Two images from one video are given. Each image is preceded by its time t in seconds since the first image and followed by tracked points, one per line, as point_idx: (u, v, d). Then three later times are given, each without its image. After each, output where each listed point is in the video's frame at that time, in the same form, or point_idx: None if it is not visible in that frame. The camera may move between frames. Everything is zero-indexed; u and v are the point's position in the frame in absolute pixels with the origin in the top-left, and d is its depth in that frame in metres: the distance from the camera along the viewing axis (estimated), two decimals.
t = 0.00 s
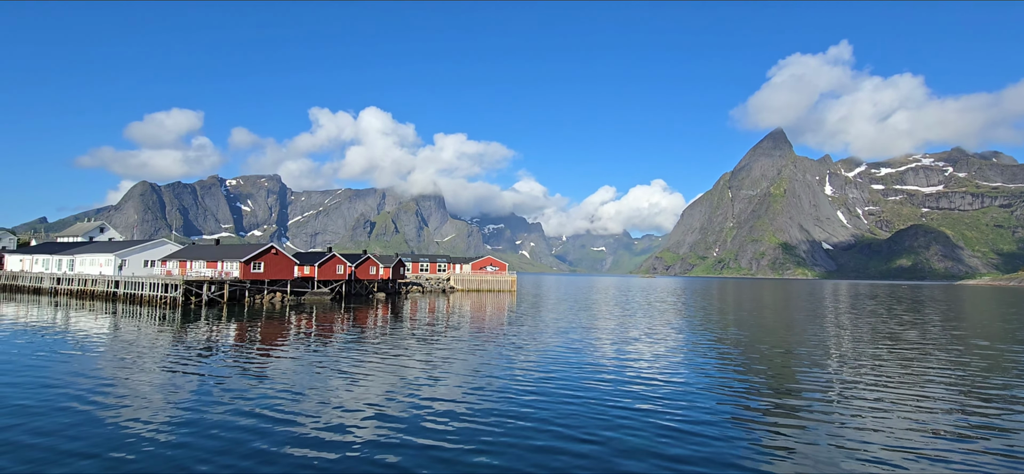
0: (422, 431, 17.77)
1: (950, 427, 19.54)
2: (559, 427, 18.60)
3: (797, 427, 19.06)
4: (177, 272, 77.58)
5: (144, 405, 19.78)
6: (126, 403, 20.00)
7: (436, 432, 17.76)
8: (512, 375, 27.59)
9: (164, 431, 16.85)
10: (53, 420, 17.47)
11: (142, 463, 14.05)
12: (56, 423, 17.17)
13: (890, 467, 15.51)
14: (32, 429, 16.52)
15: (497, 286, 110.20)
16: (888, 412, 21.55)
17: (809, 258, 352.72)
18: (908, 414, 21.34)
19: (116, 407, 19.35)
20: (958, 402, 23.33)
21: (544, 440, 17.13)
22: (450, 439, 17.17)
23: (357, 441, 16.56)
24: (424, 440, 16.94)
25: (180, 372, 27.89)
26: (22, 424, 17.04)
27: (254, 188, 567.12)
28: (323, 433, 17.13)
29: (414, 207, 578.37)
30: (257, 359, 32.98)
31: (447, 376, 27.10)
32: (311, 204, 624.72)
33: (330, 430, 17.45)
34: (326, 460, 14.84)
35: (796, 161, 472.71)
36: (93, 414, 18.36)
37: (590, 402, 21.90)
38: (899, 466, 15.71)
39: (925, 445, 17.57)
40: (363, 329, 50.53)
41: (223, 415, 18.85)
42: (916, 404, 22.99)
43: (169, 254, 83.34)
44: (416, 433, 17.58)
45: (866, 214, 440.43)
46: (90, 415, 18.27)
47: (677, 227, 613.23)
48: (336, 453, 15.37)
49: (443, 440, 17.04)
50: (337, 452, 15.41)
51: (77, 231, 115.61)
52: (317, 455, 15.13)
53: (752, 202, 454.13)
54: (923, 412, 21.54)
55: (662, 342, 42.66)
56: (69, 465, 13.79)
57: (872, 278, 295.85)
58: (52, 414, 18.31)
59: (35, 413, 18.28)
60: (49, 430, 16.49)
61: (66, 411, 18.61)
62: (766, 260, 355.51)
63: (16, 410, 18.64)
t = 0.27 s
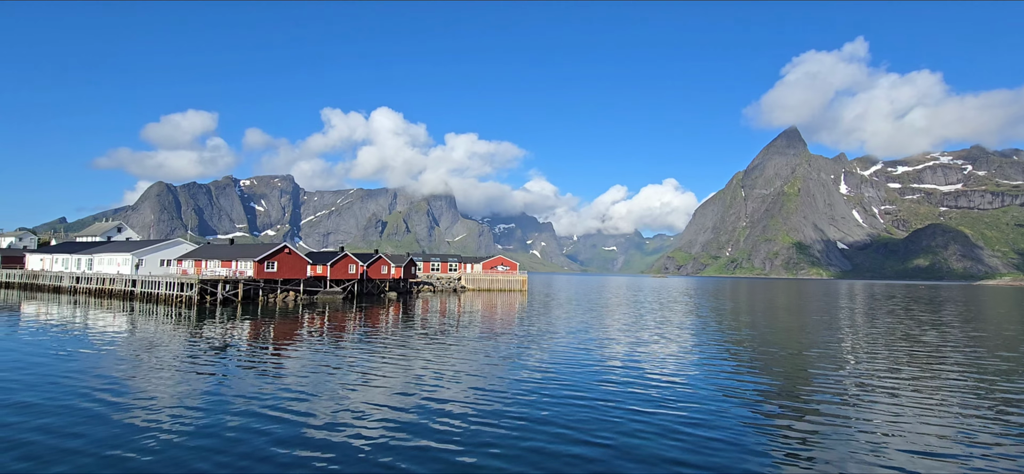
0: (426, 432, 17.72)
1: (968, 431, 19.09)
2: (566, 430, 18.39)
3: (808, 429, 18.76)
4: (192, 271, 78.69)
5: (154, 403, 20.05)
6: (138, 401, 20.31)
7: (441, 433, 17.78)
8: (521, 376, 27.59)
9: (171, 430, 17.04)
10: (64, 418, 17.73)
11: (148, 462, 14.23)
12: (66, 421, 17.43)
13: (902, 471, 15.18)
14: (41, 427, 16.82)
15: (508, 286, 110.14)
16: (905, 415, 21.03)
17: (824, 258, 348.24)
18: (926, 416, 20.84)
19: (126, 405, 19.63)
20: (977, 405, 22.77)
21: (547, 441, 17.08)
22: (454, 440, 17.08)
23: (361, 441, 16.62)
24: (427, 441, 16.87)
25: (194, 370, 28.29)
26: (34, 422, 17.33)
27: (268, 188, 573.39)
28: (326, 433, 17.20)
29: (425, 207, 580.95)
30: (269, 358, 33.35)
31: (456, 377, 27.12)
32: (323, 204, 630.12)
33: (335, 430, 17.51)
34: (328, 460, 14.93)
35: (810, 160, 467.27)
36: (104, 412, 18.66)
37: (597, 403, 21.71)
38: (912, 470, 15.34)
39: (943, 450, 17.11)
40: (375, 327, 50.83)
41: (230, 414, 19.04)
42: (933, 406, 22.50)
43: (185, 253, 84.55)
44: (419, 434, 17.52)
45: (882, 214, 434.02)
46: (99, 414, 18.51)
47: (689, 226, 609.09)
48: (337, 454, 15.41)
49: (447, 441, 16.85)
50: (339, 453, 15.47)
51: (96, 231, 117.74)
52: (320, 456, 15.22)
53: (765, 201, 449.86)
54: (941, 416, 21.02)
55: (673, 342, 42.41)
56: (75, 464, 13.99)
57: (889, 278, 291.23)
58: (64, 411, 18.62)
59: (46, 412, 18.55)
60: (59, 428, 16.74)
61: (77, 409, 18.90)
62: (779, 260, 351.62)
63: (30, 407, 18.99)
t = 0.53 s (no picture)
0: (439, 433, 17.67)
1: (990, 436, 18.60)
2: (578, 431, 18.22)
3: (824, 433, 18.40)
4: (209, 271, 79.81)
5: (167, 401, 20.28)
6: (151, 399, 20.56)
7: (448, 434, 17.73)
8: (533, 376, 27.50)
9: (181, 428, 17.19)
10: (79, 416, 18.01)
11: (157, 460, 14.32)
12: (80, 419, 17.64)
13: None
14: (55, 423, 17.12)
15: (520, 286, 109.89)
16: (925, 419, 20.56)
17: (840, 258, 343.17)
18: (946, 421, 20.38)
19: (140, 403, 19.89)
20: (1001, 409, 22.16)
21: (555, 444, 16.92)
22: (467, 441, 16.98)
23: (368, 443, 16.60)
24: (440, 443, 16.82)
25: (211, 368, 28.66)
26: (48, 418, 17.59)
27: (282, 189, 579.63)
28: (334, 434, 17.23)
29: (437, 207, 583.17)
30: (284, 356, 33.75)
31: (468, 377, 27.11)
32: (336, 204, 635.14)
33: (344, 431, 17.51)
34: (334, 461, 14.91)
35: (826, 159, 461.15)
36: (117, 410, 18.89)
37: (611, 405, 21.51)
38: None
39: (964, 455, 16.68)
40: (387, 327, 51.08)
41: (242, 413, 19.24)
42: (954, 411, 21.95)
43: (201, 253, 85.77)
44: (432, 435, 17.45)
45: (900, 213, 426.61)
46: (111, 412, 18.72)
47: (702, 226, 604.16)
48: (343, 455, 15.42)
49: (459, 443, 16.79)
50: (344, 454, 15.46)
51: (115, 231, 119.95)
52: (326, 456, 15.22)
53: (779, 200, 444.66)
54: (962, 420, 20.52)
55: (687, 344, 42.00)
56: (85, 461, 14.13)
57: (907, 278, 286.04)
58: (79, 409, 18.90)
59: (62, 409, 18.87)
60: (73, 425, 16.99)
61: (91, 407, 19.18)
62: (794, 260, 347.25)
63: (45, 404, 19.28)
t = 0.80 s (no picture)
0: (450, 435, 17.53)
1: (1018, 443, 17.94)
2: (590, 434, 17.96)
3: (842, 439, 17.92)
4: (225, 271, 80.66)
5: (182, 400, 20.43)
6: (166, 397, 20.71)
7: (464, 435, 17.52)
8: (545, 377, 27.32)
9: (196, 427, 17.12)
10: (99, 414, 18.03)
11: (172, 458, 14.19)
12: (100, 417, 17.66)
13: None
14: (73, 421, 17.12)
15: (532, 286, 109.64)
16: (948, 425, 19.96)
17: (857, 258, 337.73)
18: (969, 426, 19.76)
19: (155, 403, 19.89)
20: None
21: (571, 447, 16.69)
22: (478, 443, 16.81)
23: (382, 443, 16.50)
24: (450, 444, 16.70)
25: (227, 368, 28.77)
26: (68, 417, 17.66)
27: (296, 189, 585.31)
28: (351, 434, 17.22)
29: (449, 207, 585.48)
30: (298, 356, 33.99)
31: (480, 377, 26.97)
32: (350, 204, 640.43)
33: (355, 431, 17.42)
34: (345, 461, 14.83)
35: (843, 157, 454.59)
36: (135, 408, 18.96)
37: (623, 408, 21.19)
38: None
39: (990, 463, 16.10)
40: (400, 327, 51.26)
41: (256, 412, 19.27)
42: (979, 416, 21.25)
43: (218, 253, 86.78)
44: (443, 437, 17.31)
45: (919, 212, 418.85)
46: (127, 410, 18.68)
47: (716, 226, 599.05)
48: (360, 453, 15.29)
49: (470, 445, 16.65)
50: (362, 454, 15.33)
51: (134, 232, 121.84)
52: (343, 455, 15.10)
53: (795, 200, 439.12)
54: (986, 425, 19.90)
55: (701, 345, 41.51)
56: (105, 459, 14.06)
57: (926, 279, 280.49)
58: (96, 407, 18.87)
59: (80, 407, 18.94)
60: (91, 423, 16.99)
61: (109, 405, 19.22)
62: (810, 260, 342.56)
63: (65, 402, 19.38)
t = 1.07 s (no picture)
0: (461, 434, 17.53)
1: None
2: (602, 435, 17.84)
3: (861, 443, 17.56)
4: (241, 271, 81.67)
5: (198, 398, 20.63)
6: (183, 395, 20.97)
7: (476, 435, 17.46)
8: (558, 377, 27.20)
9: (210, 426, 17.24)
10: (114, 412, 18.19)
11: (185, 457, 14.24)
12: (115, 415, 17.80)
13: None
14: (90, 419, 17.29)
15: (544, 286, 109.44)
16: (970, 429, 19.49)
17: (876, 258, 331.78)
18: (994, 431, 19.25)
19: (173, 400, 20.15)
20: None
21: (583, 447, 16.56)
22: (490, 443, 16.76)
23: (394, 441, 16.50)
24: (462, 443, 16.67)
25: (243, 367, 29.05)
26: (86, 414, 17.85)
27: (311, 190, 591.13)
28: (363, 432, 17.22)
29: (462, 207, 587.15)
30: (313, 355, 34.34)
31: (493, 377, 26.97)
32: (363, 205, 644.96)
33: (368, 429, 17.48)
34: (358, 459, 14.88)
35: (861, 156, 447.50)
36: (151, 406, 19.16)
37: (637, 409, 21.01)
38: None
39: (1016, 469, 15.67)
40: (413, 327, 51.48)
41: (271, 411, 19.43)
42: (1003, 421, 20.73)
43: (234, 254, 87.91)
44: (455, 436, 17.31)
45: (940, 212, 410.62)
46: (144, 408, 18.89)
47: (730, 226, 593.19)
48: (372, 453, 15.25)
49: (482, 444, 16.62)
50: (374, 453, 15.31)
51: (153, 232, 123.89)
52: (356, 454, 15.11)
53: (811, 199, 433.09)
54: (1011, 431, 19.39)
55: (715, 346, 41.06)
56: (120, 457, 14.13)
57: (948, 280, 274.46)
58: (113, 405, 19.08)
59: (97, 404, 19.15)
60: (107, 421, 17.16)
61: (126, 403, 19.42)
62: (827, 260, 337.11)
63: (82, 400, 19.59)
